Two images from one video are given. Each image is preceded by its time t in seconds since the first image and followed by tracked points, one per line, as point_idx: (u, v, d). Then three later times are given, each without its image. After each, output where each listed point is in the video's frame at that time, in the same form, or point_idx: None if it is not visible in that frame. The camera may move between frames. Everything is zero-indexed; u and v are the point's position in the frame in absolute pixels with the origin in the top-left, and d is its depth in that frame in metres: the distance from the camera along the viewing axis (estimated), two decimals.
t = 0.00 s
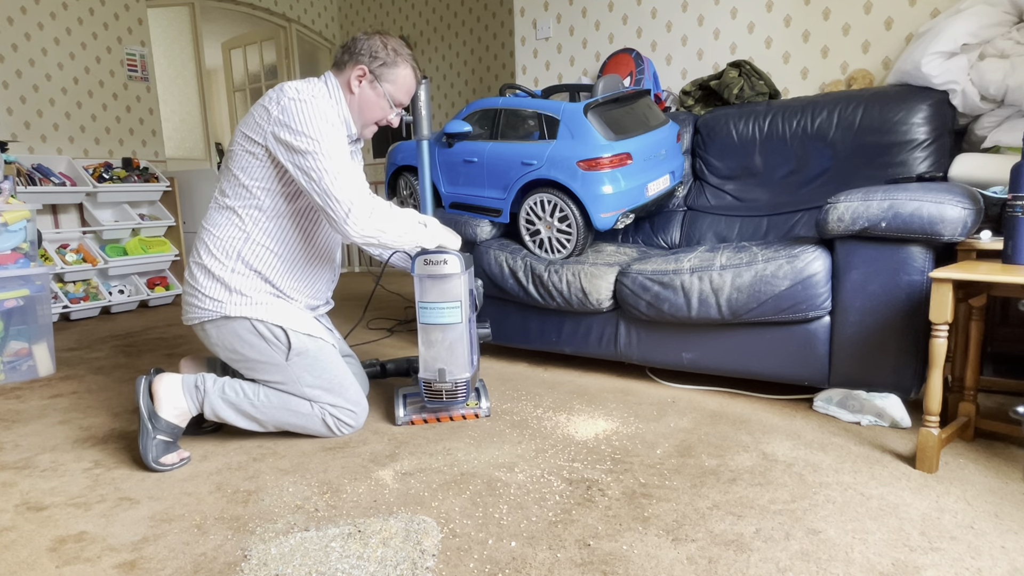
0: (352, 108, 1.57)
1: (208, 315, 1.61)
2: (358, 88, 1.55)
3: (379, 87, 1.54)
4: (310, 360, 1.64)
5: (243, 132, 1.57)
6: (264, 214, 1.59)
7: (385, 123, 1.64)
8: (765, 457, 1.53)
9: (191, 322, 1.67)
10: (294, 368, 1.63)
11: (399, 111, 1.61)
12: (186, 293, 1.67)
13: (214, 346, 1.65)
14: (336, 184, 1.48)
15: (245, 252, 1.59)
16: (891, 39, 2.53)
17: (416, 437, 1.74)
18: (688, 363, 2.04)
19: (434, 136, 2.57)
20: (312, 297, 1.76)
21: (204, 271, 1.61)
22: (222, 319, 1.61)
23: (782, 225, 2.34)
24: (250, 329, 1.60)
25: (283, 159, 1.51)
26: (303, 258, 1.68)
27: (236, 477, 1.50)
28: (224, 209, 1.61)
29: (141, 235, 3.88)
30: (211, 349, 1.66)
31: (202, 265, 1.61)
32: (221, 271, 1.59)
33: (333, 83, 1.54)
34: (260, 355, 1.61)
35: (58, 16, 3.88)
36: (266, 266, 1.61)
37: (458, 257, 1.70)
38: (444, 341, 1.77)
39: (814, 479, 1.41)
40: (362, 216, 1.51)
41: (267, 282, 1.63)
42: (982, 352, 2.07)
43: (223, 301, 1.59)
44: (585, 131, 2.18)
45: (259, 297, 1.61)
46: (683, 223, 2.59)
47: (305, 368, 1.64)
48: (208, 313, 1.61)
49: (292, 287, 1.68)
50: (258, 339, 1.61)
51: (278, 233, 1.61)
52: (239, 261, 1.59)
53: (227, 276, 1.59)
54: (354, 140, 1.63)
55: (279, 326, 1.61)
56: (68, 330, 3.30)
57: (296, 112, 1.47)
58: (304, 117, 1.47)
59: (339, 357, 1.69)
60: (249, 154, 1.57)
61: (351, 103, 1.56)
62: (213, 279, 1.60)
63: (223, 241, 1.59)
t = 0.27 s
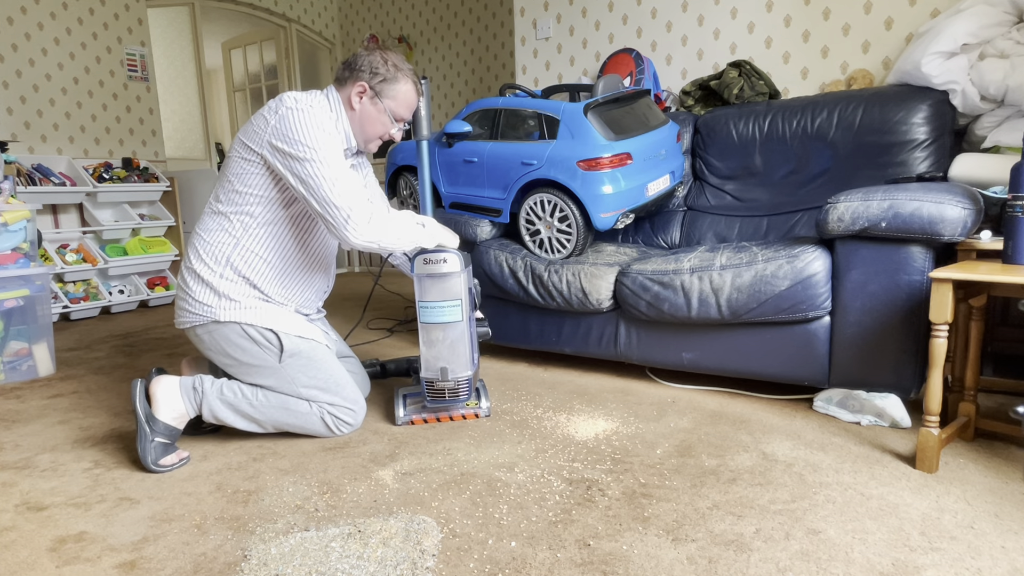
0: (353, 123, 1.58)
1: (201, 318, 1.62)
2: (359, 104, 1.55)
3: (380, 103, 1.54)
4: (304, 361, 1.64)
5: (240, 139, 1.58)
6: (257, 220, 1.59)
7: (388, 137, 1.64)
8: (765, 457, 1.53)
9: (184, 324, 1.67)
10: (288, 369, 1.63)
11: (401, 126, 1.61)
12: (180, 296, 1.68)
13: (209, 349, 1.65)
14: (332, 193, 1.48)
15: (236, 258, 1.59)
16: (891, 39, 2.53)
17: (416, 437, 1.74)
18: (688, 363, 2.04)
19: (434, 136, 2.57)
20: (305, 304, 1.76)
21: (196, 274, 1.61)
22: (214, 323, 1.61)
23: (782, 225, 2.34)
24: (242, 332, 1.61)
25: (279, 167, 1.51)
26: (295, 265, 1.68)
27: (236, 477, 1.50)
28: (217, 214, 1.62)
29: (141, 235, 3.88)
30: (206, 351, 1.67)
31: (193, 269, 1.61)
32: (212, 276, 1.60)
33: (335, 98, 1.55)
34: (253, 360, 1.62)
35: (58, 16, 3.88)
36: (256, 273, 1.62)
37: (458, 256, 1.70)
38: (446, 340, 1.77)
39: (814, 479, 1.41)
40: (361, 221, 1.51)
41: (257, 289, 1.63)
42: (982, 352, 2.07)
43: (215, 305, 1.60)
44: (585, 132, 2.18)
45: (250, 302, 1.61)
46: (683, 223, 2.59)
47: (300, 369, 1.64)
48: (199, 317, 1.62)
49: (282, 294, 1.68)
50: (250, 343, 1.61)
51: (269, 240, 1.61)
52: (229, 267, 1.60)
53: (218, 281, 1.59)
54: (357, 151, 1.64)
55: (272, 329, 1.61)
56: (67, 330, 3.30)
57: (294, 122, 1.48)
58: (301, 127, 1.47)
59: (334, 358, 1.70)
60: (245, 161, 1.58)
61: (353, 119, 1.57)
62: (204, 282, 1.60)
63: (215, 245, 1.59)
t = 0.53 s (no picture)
0: (358, 133, 1.58)
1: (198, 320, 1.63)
2: (364, 115, 1.54)
3: (384, 114, 1.53)
4: (301, 360, 1.64)
5: (242, 143, 1.58)
6: (254, 224, 1.59)
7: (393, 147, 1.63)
8: (765, 457, 1.53)
9: (182, 325, 1.68)
10: (285, 369, 1.63)
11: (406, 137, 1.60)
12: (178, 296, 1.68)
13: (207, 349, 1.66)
14: (330, 199, 1.48)
15: (232, 261, 1.59)
16: (891, 39, 2.53)
17: (416, 437, 1.74)
18: (688, 363, 2.04)
19: (434, 136, 2.57)
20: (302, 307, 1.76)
21: (193, 276, 1.62)
22: (211, 324, 1.62)
23: (782, 225, 2.34)
24: (238, 334, 1.61)
25: (279, 172, 1.52)
26: (291, 269, 1.68)
27: (236, 477, 1.50)
28: (215, 216, 1.62)
29: (141, 235, 3.88)
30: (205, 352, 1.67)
31: (190, 270, 1.62)
32: (208, 277, 1.60)
33: (340, 107, 1.55)
34: (250, 360, 1.62)
35: (58, 16, 3.88)
36: (252, 276, 1.62)
37: (454, 258, 1.70)
38: (442, 341, 1.78)
39: (814, 479, 1.41)
40: (358, 229, 1.51)
41: (253, 292, 1.63)
42: (982, 352, 2.07)
43: (212, 307, 1.60)
44: (585, 132, 2.18)
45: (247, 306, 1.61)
46: (683, 223, 2.59)
47: (297, 368, 1.64)
48: (195, 318, 1.63)
49: (278, 298, 1.68)
50: (246, 345, 1.61)
51: (266, 243, 1.61)
52: (225, 269, 1.60)
53: (215, 283, 1.60)
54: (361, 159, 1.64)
55: (268, 331, 1.61)
56: (67, 330, 3.30)
57: (295, 129, 1.48)
58: (302, 134, 1.47)
59: (331, 357, 1.70)
60: (244, 165, 1.58)
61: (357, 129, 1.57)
62: (201, 284, 1.61)
63: (211, 248, 1.60)
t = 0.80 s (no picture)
0: (361, 136, 1.58)
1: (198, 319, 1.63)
2: (367, 118, 1.55)
3: (388, 117, 1.54)
4: (300, 360, 1.64)
5: (244, 143, 1.58)
6: (255, 224, 1.59)
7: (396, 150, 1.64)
8: (765, 457, 1.53)
9: (182, 324, 1.68)
10: (285, 369, 1.63)
11: (410, 138, 1.60)
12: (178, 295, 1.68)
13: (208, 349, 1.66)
14: (333, 200, 1.48)
15: (233, 261, 1.59)
16: (891, 39, 2.53)
17: (416, 437, 1.74)
18: (688, 363, 2.04)
19: (434, 136, 2.57)
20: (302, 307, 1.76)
21: (194, 275, 1.62)
22: (211, 324, 1.62)
23: (782, 225, 2.33)
24: (238, 334, 1.61)
25: (281, 173, 1.52)
26: (291, 269, 1.68)
27: (236, 477, 1.50)
28: (217, 216, 1.62)
29: (141, 235, 3.88)
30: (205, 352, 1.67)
31: (191, 270, 1.62)
32: (208, 277, 1.60)
33: (343, 110, 1.55)
34: (250, 361, 1.62)
35: (58, 16, 3.88)
36: (253, 277, 1.62)
37: (458, 258, 1.71)
38: (446, 342, 1.78)
39: (814, 479, 1.41)
40: (362, 229, 1.51)
41: (253, 292, 1.63)
42: (982, 352, 2.07)
43: (213, 307, 1.60)
44: (585, 132, 2.18)
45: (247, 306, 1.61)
46: (683, 223, 2.59)
47: (297, 368, 1.64)
48: (195, 317, 1.63)
49: (279, 299, 1.68)
50: (246, 344, 1.61)
51: (267, 244, 1.61)
52: (226, 269, 1.60)
53: (215, 283, 1.60)
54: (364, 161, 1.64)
55: (268, 331, 1.61)
56: (67, 330, 3.30)
57: (298, 129, 1.48)
58: (304, 134, 1.48)
59: (330, 356, 1.70)
60: (246, 166, 1.58)
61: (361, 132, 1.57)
62: (201, 284, 1.61)
63: (212, 247, 1.60)
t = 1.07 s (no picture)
0: (360, 132, 1.58)
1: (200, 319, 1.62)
2: (367, 115, 1.54)
3: (387, 114, 1.53)
4: (301, 360, 1.64)
5: (245, 143, 1.58)
6: (257, 224, 1.59)
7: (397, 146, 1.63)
8: (765, 457, 1.53)
9: (183, 324, 1.67)
10: (285, 369, 1.63)
11: (409, 135, 1.60)
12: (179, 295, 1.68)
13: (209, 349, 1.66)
14: (336, 200, 1.48)
15: (234, 261, 1.59)
16: (891, 39, 2.53)
17: (416, 437, 1.74)
18: (688, 363, 2.04)
19: (434, 136, 2.57)
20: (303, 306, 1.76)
21: (195, 274, 1.62)
22: (212, 324, 1.62)
23: (782, 225, 2.34)
24: (240, 334, 1.61)
25: (283, 173, 1.52)
26: (293, 269, 1.68)
27: (236, 477, 1.50)
28: (218, 215, 1.62)
29: (141, 235, 3.88)
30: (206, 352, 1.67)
31: (192, 269, 1.62)
32: (209, 277, 1.60)
33: (342, 107, 1.55)
34: (250, 360, 1.62)
35: (58, 16, 3.88)
36: (254, 276, 1.62)
37: (462, 258, 1.71)
38: (449, 341, 1.78)
39: (814, 479, 1.41)
40: (366, 229, 1.51)
41: (255, 292, 1.63)
42: (982, 352, 2.07)
43: (214, 307, 1.60)
44: (585, 132, 2.18)
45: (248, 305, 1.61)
46: (683, 223, 2.59)
47: (298, 368, 1.64)
48: (196, 317, 1.63)
49: (280, 298, 1.68)
50: (248, 344, 1.61)
51: (269, 244, 1.61)
52: (227, 269, 1.60)
53: (217, 283, 1.60)
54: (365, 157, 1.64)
55: (269, 330, 1.61)
56: (67, 330, 3.30)
57: (300, 129, 1.48)
58: (306, 134, 1.47)
59: (331, 356, 1.70)
60: (247, 165, 1.57)
61: (360, 129, 1.57)
62: (203, 283, 1.61)
63: (213, 247, 1.59)
